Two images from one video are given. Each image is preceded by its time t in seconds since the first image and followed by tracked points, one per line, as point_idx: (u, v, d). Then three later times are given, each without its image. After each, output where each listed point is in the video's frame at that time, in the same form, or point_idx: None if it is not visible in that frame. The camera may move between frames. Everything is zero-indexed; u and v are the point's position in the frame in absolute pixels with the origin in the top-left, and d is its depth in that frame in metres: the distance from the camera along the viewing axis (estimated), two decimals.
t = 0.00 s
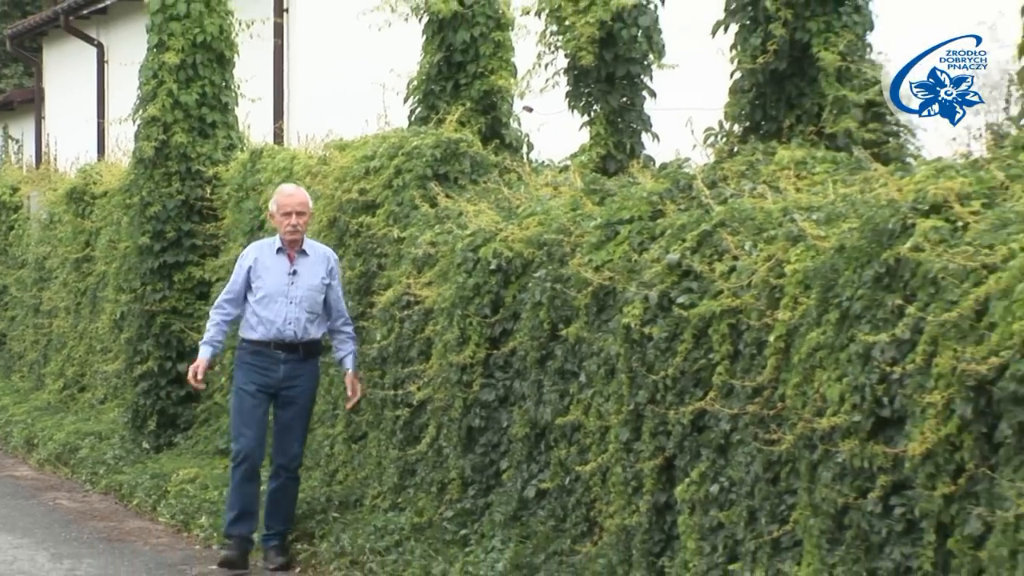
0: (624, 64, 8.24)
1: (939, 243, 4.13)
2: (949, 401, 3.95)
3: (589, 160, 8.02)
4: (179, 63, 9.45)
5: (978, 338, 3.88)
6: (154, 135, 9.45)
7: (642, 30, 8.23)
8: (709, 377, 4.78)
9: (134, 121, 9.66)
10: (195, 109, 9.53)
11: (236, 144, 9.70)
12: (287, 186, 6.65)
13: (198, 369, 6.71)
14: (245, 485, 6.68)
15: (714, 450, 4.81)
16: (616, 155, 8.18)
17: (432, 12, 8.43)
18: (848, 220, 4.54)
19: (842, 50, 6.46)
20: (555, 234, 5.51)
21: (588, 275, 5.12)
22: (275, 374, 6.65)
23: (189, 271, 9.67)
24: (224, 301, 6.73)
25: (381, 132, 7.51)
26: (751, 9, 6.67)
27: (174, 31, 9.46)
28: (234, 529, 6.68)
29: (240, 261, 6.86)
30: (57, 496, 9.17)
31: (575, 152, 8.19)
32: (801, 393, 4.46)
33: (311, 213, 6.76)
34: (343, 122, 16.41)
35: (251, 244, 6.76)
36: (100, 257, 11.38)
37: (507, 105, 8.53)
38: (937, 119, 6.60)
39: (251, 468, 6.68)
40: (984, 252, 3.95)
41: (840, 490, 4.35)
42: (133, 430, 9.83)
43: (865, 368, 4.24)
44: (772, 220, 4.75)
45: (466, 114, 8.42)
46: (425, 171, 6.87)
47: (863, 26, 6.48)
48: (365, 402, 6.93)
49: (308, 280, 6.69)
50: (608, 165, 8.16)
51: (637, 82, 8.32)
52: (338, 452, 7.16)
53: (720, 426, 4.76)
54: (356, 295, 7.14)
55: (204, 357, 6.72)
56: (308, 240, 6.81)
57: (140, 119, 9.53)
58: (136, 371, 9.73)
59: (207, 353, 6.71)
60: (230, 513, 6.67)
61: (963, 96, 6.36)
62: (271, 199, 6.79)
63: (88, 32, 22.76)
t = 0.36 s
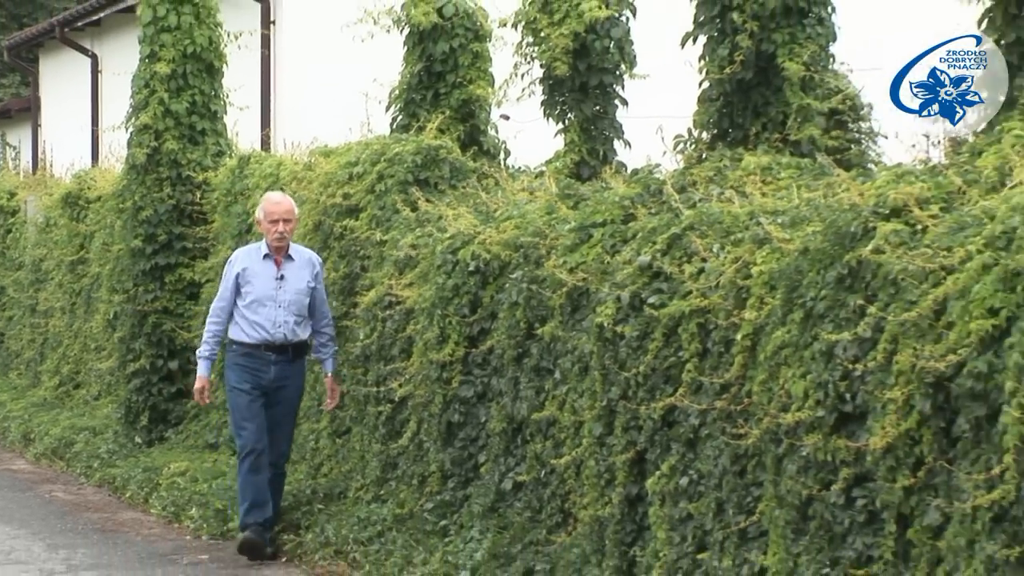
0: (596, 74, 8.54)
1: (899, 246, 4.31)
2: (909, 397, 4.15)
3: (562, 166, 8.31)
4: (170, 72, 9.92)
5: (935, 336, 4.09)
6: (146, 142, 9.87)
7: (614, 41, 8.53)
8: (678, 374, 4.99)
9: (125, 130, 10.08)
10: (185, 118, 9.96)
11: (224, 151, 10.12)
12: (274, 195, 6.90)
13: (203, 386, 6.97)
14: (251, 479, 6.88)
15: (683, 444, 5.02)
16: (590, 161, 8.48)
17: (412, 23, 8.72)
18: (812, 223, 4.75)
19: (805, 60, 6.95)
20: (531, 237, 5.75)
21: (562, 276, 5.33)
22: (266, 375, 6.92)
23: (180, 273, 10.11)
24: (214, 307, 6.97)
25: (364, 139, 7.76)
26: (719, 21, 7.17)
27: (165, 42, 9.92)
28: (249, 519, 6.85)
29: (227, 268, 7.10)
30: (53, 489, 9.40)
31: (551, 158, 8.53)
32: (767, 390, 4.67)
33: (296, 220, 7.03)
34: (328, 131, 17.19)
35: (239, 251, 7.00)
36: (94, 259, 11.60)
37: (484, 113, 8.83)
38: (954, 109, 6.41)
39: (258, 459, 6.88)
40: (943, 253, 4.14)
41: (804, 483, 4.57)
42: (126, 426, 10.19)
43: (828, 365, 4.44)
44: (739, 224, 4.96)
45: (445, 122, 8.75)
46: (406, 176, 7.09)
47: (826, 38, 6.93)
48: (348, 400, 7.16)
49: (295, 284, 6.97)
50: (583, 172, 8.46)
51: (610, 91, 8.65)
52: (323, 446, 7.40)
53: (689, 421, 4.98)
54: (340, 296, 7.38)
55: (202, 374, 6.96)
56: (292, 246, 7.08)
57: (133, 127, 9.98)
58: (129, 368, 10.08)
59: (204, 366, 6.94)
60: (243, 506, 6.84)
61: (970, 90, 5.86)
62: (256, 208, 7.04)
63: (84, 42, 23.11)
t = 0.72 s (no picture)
0: (570, 86, 8.81)
1: (861, 250, 4.53)
2: (870, 396, 4.36)
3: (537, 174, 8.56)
4: (160, 85, 10.30)
5: (895, 337, 4.30)
6: (137, 151, 10.28)
7: (587, 55, 8.80)
8: (649, 374, 5.20)
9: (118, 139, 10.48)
10: (174, 128, 10.37)
11: (212, 160, 10.51)
12: (252, 201, 7.11)
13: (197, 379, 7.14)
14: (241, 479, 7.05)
15: (653, 441, 5.24)
16: (563, 169, 8.83)
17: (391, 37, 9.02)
18: (776, 229, 4.97)
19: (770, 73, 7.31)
20: (508, 243, 5.98)
21: (537, 280, 5.58)
22: (251, 377, 7.14)
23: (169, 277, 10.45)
24: (199, 312, 7.19)
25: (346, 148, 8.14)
26: (687, 36, 7.52)
27: (155, 56, 10.31)
28: (242, 521, 7.01)
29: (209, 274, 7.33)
30: (48, 484, 9.63)
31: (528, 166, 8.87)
32: (734, 389, 4.88)
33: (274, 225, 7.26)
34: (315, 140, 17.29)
35: (220, 256, 7.23)
36: (88, 264, 11.80)
37: (463, 124, 9.16)
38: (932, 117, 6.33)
39: (248, 461, 7.03)
40: (902, 258, 4.36)
41: (769, 478, 4.78)
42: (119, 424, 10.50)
43: (792, 365, 4.65)
44: (707, 230, 5.17)
45: (425, 132, 9.05)
46: (387, 184, 7.41)
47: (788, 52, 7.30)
48: (331, 399, 7.40)
49: (276, 288, 7.20)
50: (556, 179, 8.83)
51: (582, 103, 8.97)
52: (308, 443, 7.63)
53: (659, 419, 5.19)
54: (324, 299, 7.64)
55: (195, 369, 7.13)
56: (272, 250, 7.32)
57: (125, 136, 10.35)
58: (121, 368, 10.45)
59: (194, 368, 7.13)
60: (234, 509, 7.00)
61: (965, 95, 6.18)
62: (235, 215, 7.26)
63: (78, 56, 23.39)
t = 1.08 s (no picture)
0: (550, 100, 9.02)
1: (829, 258, 4.74)
2: (839, 397, 4.56)
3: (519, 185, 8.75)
4: (156, 99, 10.65)
5: (862, 341, 4.51)
6: (134, 163, 10.61)
7: (566, 70, 9.00)
8: (626, 377, 5.42)
9: (116, 151, 10.81)
10: (170, 140, 10.69)
11: (206, 171, 10.89)
12: (234, 206, 7.36)
13: (185, 384, 7.36)
14: (231, 477, 7.27)
15: (630, 441, 5.46)
16: (545, 180, 9.02)
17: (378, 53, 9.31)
18: (748, 238, 5.18)
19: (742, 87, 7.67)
20: (491, 251, 6.22)
21: (519, 286, 5.81)
22: (237, 377, 7.33)
23: (165, 283, 10.80)
24: (186, 316, 7.41)
25: (335, 159, 8.43)
26: (663, 52, 7.90)
27: (152, 71, 10.66)
28: (232, 519, 7.27)
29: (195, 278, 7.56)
30: (48, 482, 9.85)
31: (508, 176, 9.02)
32: (708, 391, 5.09)
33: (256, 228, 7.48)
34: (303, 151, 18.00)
35: (205, 260, 7.46)
36: (87, 272, 12.03)
37: (447, 136, 9.43)
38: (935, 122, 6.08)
39: (237, 462, 7.32)
40: (869, 265, 4.56)
41: (741, 476, 4.98)
42: (116, 425, 10.79)
43: (763, 368, 4.86)
44: (681, 238, 5.40)
45: (411, 144, 9.31)
46: (374, 195, 7.62)
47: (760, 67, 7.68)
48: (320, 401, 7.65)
49: (259, 289, 7.40)
50: (538, 190, 9.01)
51: (563, 116, 9.14)
52: (298, 443, 7.87)
53: (636, 419, 5.40)
54: (314, 305, 7.87)
55: (184, 372, 7.37)
56: (255, 252, 7.53)
57: (123, 148, 10.68)
58: (119, 371, 10.77)
59: (183, 370, 7.36)
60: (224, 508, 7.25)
61: (966, 95, 5.94)
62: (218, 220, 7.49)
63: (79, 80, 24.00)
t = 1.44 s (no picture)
0: (534, 114, 9.24)
1: (803, 266, 4.96)
2: (812, 400, 4.77)
3: (504, 196, 9.00)
4: (155, 113, 10.92)
5: (834, 346, 4.72)
6: (134, 174, 10.90)
7: (550, 85, 9.26)
8: (607, 380, 5.65)
9: (116, 163, 11.12)
10: (168, 153, 10.99)
11: (203, 182, 11.17)
12: (223, 214, 7.53)
13: (182, 391, 7.57)
14: (227, 477, 7.56)
15: (611, 442, 5.68)
16: (529, 192, 9.26)
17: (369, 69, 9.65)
18: (724, 246, 5.39)
19: (718, 102, 7.95)
20: (477, 259, 6.46)
21: (504, 293, 6.05)
22: (232, 378, 7.52)
23: (164, 290, 11.07)
24: (183, 323, 7.65)
25: (327, 171, 8.70)
26: (642, 68, 8.15)
27: (151, 86, 10.94)
28: (228, 518, 7.54)
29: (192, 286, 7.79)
30: (51, 482, 10.10)
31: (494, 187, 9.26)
32: (686, 394, 5.30)
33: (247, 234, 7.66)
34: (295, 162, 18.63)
35: (198, 268, 7.67)
36: (89, 280, 12.30)
37: (436, 149, 9.74)
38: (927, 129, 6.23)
39: (232, 463, 7.59)
40: (841, 273, 4.78)
41: (718, 476, 5.20)
42: (116, 427, 11.03)
43: (739, 372, 5.07)
44: (661, 247, 5.62)
45: (400, 157, 9.60)
46: (365, 205, 7.91)
47: (735, 82, 7.94)
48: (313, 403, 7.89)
49: (250, 293, 7.57)
50: (522, 201, 9.21)
51: (546, 129, 9.36)
52: (292, 444, 8.12)
53: (617, 421, 5.62)
54: (306, 311, 8.11)
55: (180, 380, 7.58)
56: (247, 258, 7.70)
57: (123, 161, 10.97)
58: (119, 375, 11.04)
59: (180, 376, 7.59)
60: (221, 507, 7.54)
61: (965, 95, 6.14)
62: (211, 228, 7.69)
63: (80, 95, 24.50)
